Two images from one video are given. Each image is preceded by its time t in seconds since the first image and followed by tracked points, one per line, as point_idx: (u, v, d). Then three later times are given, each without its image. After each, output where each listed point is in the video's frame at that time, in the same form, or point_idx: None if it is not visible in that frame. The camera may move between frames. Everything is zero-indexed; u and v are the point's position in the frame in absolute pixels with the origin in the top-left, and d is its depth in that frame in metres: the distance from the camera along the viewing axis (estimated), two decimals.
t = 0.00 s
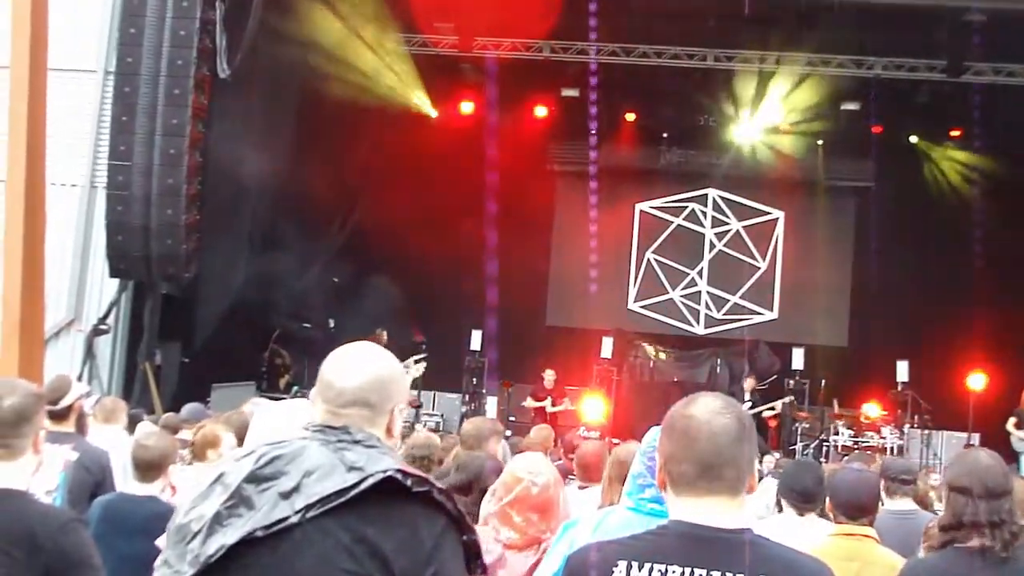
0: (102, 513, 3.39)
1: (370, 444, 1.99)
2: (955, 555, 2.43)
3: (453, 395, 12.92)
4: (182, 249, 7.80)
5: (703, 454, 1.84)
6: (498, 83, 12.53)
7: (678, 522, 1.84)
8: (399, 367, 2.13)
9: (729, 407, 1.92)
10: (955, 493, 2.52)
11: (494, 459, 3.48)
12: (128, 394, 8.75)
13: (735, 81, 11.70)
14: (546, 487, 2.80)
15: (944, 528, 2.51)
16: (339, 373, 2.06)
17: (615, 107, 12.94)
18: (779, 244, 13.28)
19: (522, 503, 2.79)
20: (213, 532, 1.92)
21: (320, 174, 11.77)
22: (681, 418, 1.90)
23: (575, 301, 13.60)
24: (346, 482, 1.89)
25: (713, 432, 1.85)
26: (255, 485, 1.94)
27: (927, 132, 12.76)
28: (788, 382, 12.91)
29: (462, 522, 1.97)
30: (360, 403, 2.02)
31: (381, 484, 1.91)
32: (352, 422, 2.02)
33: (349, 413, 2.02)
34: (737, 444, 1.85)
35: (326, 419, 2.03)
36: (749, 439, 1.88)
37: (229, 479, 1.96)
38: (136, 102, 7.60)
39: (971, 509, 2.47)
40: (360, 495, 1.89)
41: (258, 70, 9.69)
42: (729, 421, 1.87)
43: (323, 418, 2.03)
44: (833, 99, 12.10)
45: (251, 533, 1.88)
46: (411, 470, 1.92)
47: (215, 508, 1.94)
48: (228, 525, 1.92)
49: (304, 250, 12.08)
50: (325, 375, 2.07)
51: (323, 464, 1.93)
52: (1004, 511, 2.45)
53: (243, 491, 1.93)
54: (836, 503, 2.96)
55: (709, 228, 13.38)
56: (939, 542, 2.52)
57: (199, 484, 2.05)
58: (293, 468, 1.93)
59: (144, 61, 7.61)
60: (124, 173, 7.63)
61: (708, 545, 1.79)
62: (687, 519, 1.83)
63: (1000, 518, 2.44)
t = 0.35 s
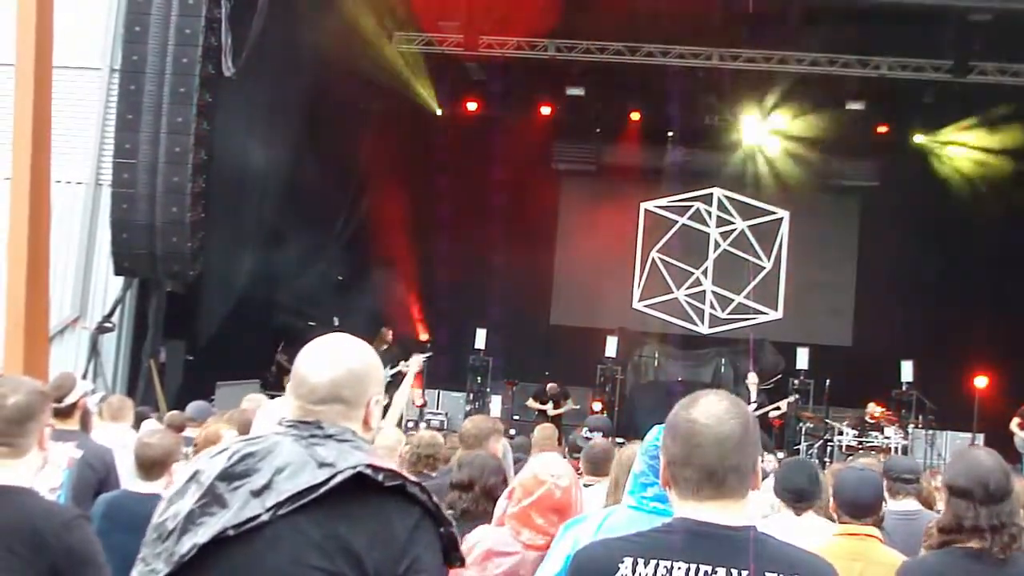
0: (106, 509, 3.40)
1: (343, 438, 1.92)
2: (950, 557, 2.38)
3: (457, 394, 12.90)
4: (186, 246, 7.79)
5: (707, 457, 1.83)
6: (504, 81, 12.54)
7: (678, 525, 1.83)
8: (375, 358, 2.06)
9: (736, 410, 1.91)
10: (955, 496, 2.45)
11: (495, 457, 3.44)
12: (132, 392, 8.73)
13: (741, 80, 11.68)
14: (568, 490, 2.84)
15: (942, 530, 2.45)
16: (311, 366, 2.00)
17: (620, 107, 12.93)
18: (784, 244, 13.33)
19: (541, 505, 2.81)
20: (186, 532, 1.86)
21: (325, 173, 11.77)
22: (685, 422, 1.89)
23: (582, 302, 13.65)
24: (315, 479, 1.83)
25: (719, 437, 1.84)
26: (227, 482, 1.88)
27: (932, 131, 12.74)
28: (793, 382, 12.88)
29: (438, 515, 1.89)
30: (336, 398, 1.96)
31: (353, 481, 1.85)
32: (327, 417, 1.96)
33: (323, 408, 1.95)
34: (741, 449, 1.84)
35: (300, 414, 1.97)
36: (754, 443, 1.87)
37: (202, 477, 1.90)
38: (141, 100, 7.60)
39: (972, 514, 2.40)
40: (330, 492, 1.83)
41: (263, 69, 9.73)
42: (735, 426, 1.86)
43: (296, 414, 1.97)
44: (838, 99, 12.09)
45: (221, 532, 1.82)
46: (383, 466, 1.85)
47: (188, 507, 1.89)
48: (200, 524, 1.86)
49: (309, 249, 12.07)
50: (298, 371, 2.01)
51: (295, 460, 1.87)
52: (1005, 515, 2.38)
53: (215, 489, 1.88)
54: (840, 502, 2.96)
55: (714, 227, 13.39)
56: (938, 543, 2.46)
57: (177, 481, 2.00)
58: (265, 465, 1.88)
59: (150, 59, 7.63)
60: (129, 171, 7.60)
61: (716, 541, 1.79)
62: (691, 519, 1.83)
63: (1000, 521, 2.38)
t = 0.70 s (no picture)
0: (107, 508, 3.40)
1: (339, 434, 1.95)
2: (941, 555, 2.35)
3: (458, 392, 12.89)
4: (188, 244, 7.78)
5: (706, 457, 1.83)
6: (504, 78, 12.51)
7: (679, 525, 1.83)
8: (369, 350, 2.07)
9: (737, 408, 1.91)
10: (947, 492, 2.42)
11: (494, 455, 3.43)
12: (134, 389, 8.72)
13: (743, 76, 11.66)
14: (565, 491, 2.80)
15: (934, 529, 2.42)
16: (306, 363, 2.01)
17: (621, 105, 12.90)
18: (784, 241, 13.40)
19: (535, 506, 2.78)
20: (184, 530, 1.90)
21: (326, 170, 11.77)
22: (685, 422, 1.89)
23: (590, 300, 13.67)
24: (311, 477, 1.86)
25: (719, 435, 1.84)
26: (224, 480, 1.91)
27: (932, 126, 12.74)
28: (794, 378, 12.87)
29: (435, 508, 1.91)
30: (332, 395, 1.98)
31: (349, 476, 1.87)
32: (323, 413, 1.98)
33: (320, 405, 1.98)
34: (742, 448, 1.84)
35: (296, 410, 1.99)
36: (755, 442, 1.86)
37: (199, 475, 1.93)
38: (142, 97, 7.60)
39: (963, 510, 2.37)
40: (327, 488, 1.86)
41: (264, 66, 9.72)
42: (734, 424, 1.86)
43: (292, 411, 1.99)
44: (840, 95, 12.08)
45: (220, 530, 1.86)
46: (378, 461, 1.88)
47: (186, 504, 1.92)
48: (198, 522, 1.89)
49: (310, 246, 12.06)
50: (293, 367, 2.03)
51: (291, 457, 1.90)
52: (996, 512, 2.35)
53: (212, 486, 1.91)
54: (840, 499, 2.94)
55: (715, 224, 13.49)
56: (930, 543, 2.43)
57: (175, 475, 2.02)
58: (261, 462, 1.90)
59: (150, 56, 7.62)
60: (129, 168, 7.61)
61: (718, 540, 1.79)
62: (690, 518, 1.83)
63: (990, 519, 2.34)
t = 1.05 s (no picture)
0: (104, 504, 3.41)
1: (358, 432, 1.97)
2: (935, 554, 2.34)
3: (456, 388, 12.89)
4: (186, 241, 7.79)
5: (702, 453, 1.82)
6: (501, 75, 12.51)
7: (675, 520, 1.83)
8: (381, 347, 2.09)
9: (731, 399, 1.88)
10: (939, 489, 2.42)
11: (489, 449, 3.42)
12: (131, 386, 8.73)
13: (741, 72, 11.65)
14: (538, 483, 2.80)
15: (927, 528, 2.41)
16: (320, 359, 2.03)
17: (619, 100, 12.89)
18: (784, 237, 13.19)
19: (514, 499, 2.80)
20: (204, 528, 1.91)
21: (324, 166, 11.76)
22: (680, 415, 1.87)
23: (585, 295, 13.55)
24: (333, 474, 1.87)
25: (714, 431, 1.82)
26: (243, 478, 1.92)
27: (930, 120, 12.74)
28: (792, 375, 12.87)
29: (453, 506, 1.94)
30: (348, 389, 2.00)
31: (368, 475, 1.89)
32: (339, 410, 2.00)
33: (337, 400, 2.00)
34: (738, 443, 1.83)
35: (313, 408, 2.01)
36: (751, 438, 1.85)
37: (217, 473, 1.94)
38: (139, 93, 7.59)
39: (955, 506, 2.36)
40: (348, 486, 1.88)
41: (262, 62, 9.70)
42: (729, 418, 1.84)
43: (309, 407, 2.01)
44: (838, 91, 12.08)
45: (241, 527, 1.87)
46: (399, 458, 1.89)
47: (206, 503, 1.93)
48: (218, 521, 1.91)
49: (308, 243, 12.06)
50: (307, 362, 2.05)
51: (311, 455, 1.91)
52: (988, 507, 2.34)
53: (231, 485, 1.92)
54: (838, 494, 2.94)
55: (713, 221, 13.33)
56: (925, 544, 2.40)
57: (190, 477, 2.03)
58: (281, 460, 1.92)
59: (148, 53, 7.60)
60: (128, 164, 7.62)
61: (715, 535, 1.78)
62: (688, 513, 1.83)
63: (982, 514, 2.34)
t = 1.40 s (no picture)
0: (99, 500, 3.41)
1: (383, 431, 1.98)
2: (937, 551, 2.33)
3: (453, 380, 12.89)
4: (182, 234, 7.79)
5: (697, 437, 1.80)
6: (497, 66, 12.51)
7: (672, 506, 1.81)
8: (388, 354, 2.15)
9: (729, 396, 1.87)
10: (938, 485, 2.40)
11: (484, 444, 3.42)
12: (129, 380, 8.73)
13: (737, 64, 11.65)
14: (528, 472, 2.81)
15: (927, 522, 2.40)
16: (336, 360, 2.06)
17: (615, 91, 12.89)
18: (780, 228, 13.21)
19: (507, 489, 2.81)
20: (231, 523, 1.90)
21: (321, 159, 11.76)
22: (675, 403, 1.85)
23: (581, 287, 13.60)
24: (362, 473, 1.88)
25: (708, 416, 1.80)
26: (269, 474, 1.91)
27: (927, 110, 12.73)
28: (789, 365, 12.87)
29: (476, 506, 1.96)
30: (366, 376, 2.03)
31: (396, 474, 1.90)
32: (360, 401, 2.01)
33: (356, 391, 2.01)
34: (732, 427, 1.81)
35: (337, 406, 2.01)
36: (746, 426, 1.83)
37: (244, 468, 1.93)
38: (135, 87, 7.58)
39: (955, 502, 2.35)
40: (376, 484, 1.88)
41: (257, 55, 9.68)
42: (723, 405, 1.82)
43: (333, 405, 2.01)
44: (834, 82, 12.08)
45: (268, 523, 1.86)
46: (426, 457, 1.90)
47: (232, 498, 1.92)
48: (245, 516, 1.89)
49: (305, 236, 12.05)
50: (324, 366, 2.06)
51: (339, 452, 1.91)
52: (988, 502, 2.33)
53: (258, 481, 1.90)
54: (837, 486, 2.93)
55: (710, 212, 13.28)
56: (925, 539, 2.39)
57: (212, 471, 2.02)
58: (308, 457, 1.91)
59: (143, 47, 7.59)
60: (123, 158, 7.62)
61: (704, 528, 1.76)
62: (681, 503, 1.80)
63: (983, 509, 2.32)
